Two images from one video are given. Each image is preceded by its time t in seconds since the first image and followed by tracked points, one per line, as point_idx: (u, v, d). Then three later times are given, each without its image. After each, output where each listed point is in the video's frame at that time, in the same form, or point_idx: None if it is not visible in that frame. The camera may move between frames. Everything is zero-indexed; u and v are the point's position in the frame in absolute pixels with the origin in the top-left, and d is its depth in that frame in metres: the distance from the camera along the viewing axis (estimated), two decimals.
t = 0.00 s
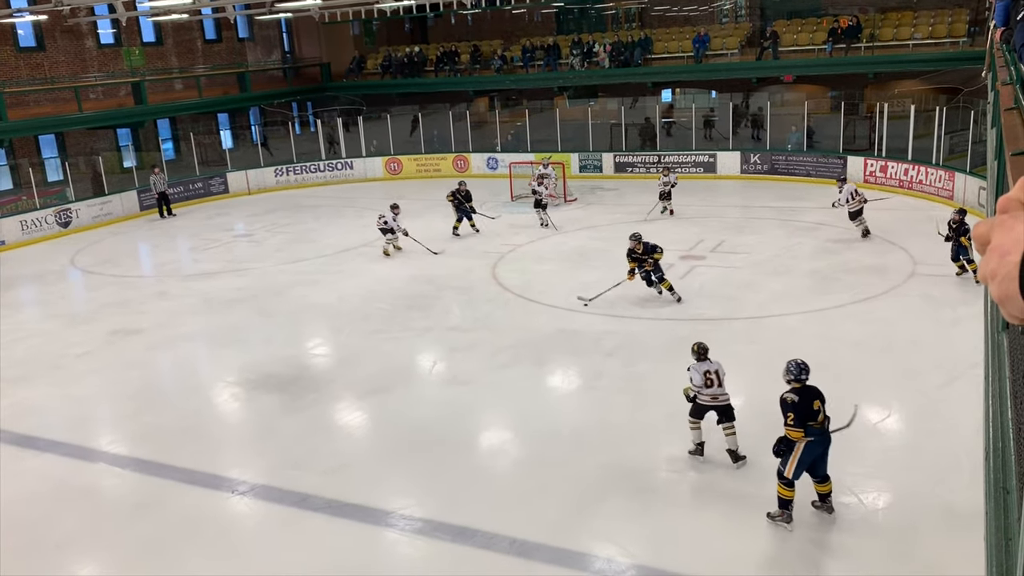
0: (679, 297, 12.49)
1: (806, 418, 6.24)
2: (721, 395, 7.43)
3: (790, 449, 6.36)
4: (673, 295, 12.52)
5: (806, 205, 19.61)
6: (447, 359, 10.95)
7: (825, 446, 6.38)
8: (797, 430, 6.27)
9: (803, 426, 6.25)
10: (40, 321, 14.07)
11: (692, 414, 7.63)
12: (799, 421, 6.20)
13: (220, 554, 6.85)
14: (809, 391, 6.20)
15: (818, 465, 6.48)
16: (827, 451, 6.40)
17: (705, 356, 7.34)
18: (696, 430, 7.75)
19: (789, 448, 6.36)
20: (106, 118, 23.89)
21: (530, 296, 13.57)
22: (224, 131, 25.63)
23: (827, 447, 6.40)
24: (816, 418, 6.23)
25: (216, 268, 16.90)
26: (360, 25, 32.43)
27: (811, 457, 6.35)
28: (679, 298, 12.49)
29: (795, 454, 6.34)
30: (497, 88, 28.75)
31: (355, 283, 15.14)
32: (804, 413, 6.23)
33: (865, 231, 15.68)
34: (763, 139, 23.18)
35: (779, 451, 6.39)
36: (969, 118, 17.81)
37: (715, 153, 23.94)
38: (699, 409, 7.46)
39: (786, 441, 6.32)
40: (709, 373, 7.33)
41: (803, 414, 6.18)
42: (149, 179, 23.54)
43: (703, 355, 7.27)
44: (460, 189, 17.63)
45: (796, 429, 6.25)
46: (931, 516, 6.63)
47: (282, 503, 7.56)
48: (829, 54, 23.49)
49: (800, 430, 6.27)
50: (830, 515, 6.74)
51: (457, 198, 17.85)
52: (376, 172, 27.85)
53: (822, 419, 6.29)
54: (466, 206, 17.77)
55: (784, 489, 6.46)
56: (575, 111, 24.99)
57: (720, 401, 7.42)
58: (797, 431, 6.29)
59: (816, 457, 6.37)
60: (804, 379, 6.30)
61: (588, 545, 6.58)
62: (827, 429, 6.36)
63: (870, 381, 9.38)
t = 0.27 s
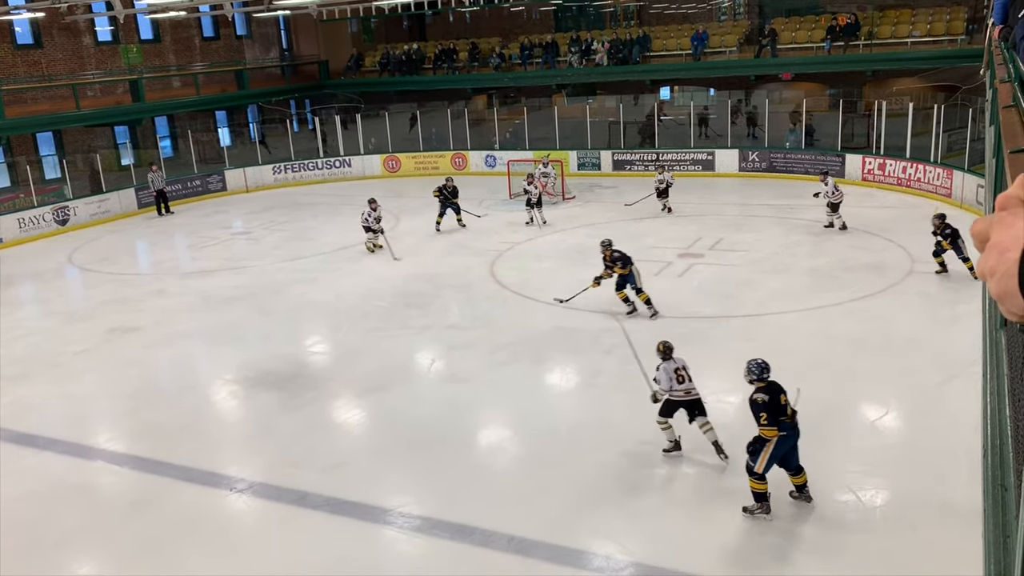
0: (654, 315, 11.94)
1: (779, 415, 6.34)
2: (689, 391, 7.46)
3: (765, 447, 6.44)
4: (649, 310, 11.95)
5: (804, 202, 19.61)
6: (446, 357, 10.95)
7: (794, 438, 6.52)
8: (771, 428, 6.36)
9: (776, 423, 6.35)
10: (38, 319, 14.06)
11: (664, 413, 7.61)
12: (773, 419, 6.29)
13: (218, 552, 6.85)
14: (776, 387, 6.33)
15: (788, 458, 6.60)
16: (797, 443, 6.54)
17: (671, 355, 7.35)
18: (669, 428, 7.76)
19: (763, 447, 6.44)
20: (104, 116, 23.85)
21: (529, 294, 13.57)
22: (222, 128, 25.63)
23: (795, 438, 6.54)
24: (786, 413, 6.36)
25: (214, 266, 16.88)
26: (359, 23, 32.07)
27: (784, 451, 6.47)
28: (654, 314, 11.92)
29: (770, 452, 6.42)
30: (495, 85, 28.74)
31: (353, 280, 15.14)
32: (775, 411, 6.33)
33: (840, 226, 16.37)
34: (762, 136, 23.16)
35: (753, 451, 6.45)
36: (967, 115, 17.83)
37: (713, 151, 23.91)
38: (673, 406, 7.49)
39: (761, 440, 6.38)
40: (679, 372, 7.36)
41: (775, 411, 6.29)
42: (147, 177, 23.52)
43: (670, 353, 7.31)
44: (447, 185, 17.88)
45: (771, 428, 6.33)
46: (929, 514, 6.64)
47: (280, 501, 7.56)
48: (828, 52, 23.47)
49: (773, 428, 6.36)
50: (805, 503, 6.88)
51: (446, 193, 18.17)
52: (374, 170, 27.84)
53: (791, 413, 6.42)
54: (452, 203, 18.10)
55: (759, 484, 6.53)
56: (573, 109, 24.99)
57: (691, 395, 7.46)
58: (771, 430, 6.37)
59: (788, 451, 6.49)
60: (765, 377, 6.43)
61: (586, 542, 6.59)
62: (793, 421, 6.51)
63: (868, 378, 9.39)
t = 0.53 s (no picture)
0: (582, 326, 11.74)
1: (742, 409, 6.46)
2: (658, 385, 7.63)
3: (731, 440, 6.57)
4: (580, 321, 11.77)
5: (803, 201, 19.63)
6: (444, 355, 10.95)
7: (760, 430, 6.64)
8: (733, 422, 6.48)
9: (740, 417, 6.46)
10: (36, 317, 14.05)
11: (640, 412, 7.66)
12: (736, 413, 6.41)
13: (217, 550, 6.85)
14: (739, 381, 6.46)
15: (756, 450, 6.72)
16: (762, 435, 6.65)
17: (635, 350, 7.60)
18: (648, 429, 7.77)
19: (729, 441, 6.55)
20: (101, 114, 23.81)
21: (527, 293, 13.57)
22: (220, 127, 25.61)
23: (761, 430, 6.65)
24: (750, 406, 6.48)
25: (212, 265, 16.87)
26: (357, 21, 31.61)
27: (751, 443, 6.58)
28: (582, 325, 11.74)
29: (736, 445, 6.53)
30: (493, 84, 28.74)
31: (351, 279, 15.14)
32: (739, 404, 6.46)
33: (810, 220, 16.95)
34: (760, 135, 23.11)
35: (720, 446, 6.57)
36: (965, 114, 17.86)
37: (711, 150, 23.92)
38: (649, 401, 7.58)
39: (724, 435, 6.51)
40: (646, 365, 7.58)
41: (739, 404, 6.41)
42: (145, 175, 23.50)
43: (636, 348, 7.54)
44: (435, 183, 18.19)
45: (734, 421, 6.46)
46: (926, 512, 6.66)
47: (278, 500, 7.57)
48: (826, 51, 23.46)
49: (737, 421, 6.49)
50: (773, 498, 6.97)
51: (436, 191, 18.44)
52: (372, 168, 27.85)
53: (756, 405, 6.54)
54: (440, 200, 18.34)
55: (732, 480, 6.64)
56: (571, 108, 24.99)
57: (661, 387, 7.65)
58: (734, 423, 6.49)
59: (754, 443, 6.60)
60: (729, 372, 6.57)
61: (584, 541, 6.60)
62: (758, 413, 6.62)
63: (866, 377, 9.39)
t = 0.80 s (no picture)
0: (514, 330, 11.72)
1: (707, 400, 6.65)
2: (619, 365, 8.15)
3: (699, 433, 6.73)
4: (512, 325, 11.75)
5: (800, 200, 19.64)
6: (442, 355, 10.95)
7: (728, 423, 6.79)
8: (698, 413, 6.67)
9: (705, 408, 6.65)
10: (33, 317, 14.03)
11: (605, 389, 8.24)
12: (701, 404, 6.61)
13: (216, 549, 6.86)
14: (705, 373, 6.65)
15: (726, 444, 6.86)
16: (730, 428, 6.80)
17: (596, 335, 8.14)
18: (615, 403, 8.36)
19: (697, 433, 6.72)
20: (98, 113, 23.74)
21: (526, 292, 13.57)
22: (218, 127, 25.58)
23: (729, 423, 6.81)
24: (716, 397, 6.66)
25: (209, 264, 16.85)
26: (355, 20, 31.88)
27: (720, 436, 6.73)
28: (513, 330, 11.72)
29: (704, 438, 6.68)
30: (491, 83, 28.71)
31: (349, 279, 15.13)
32: (704, 396, 6.64)
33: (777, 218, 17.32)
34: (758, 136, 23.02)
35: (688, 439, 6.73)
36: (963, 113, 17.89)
37: (709, 149, 23.85)
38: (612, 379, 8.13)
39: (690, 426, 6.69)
40: (607, 348, 8.07)
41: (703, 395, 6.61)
42: (143, 175, 23.47)
43: (597, 335, 8.04)
44: (429, 181, 18.17)
45: (699, 413, 6.65)
46: (924, 511, 6.66)
47: (276, 499, 7.57)
48: (824, 50, 23.43)
49: (703, 413, 6.66)
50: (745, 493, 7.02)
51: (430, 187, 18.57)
52: (371, 168, 27.84)
53: (722, 397, 6.71)
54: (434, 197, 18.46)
55: (707, 476, 6.74)
56: (570, 107, 24.99)
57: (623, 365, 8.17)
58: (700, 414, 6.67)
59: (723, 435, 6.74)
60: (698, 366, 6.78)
61: (582, 540, 6.60)
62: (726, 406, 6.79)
63: (865, 376, 9.41)
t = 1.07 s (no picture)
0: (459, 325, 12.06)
1: (672, 394, 6.72)
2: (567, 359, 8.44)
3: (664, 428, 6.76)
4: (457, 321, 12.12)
5: (798, 202, 19.66)
6: (440, 356, 10.94)
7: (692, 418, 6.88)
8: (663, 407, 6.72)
9: (669, 402, 6.72)
10: (29, 318, 14.01)
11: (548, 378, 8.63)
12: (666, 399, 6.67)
13: (212, 551, 6.85)
14: (670, 368, 6.72)
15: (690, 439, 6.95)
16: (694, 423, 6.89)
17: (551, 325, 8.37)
18: (554, 391, 8.77)
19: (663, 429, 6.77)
20: (95, 115, 23.69)
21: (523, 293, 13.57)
22: (216, 128, 25.58)
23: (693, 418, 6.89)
24: (681, 392, 6.73)
25: (207, 265, 16.83)
26: (352, 22, 31.99)
27: (685, 431, 6.81)
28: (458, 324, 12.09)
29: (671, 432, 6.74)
30: (489, 85, 28.72)
31: (347, 280, 15.12)
32: (670, 390, 6.70)
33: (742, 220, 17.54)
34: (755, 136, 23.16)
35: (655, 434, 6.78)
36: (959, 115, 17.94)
37: (707, 150, 23.81)
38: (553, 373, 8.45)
39: (656, 420, 6.73)
40: (561, 342, 8.33)
41: (669, 390, 6.68)
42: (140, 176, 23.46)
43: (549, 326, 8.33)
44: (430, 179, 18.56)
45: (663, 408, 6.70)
46: (921, 512, 6.66)
47: (274, 500, 7.56)
48: (821, 52, 23.58)
49: (668, 407, 6.71)
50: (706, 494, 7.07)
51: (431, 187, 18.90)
52: (368, 169, 27.82)
53: (687, 391, 6.80)
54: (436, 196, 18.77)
55: (678, 472, 6.79)
56: (568, 108, 25.08)
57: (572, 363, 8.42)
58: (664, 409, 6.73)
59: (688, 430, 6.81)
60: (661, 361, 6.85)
61: (580, 541, 6.60)
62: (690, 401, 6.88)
63: (862, 377, 9.42)
